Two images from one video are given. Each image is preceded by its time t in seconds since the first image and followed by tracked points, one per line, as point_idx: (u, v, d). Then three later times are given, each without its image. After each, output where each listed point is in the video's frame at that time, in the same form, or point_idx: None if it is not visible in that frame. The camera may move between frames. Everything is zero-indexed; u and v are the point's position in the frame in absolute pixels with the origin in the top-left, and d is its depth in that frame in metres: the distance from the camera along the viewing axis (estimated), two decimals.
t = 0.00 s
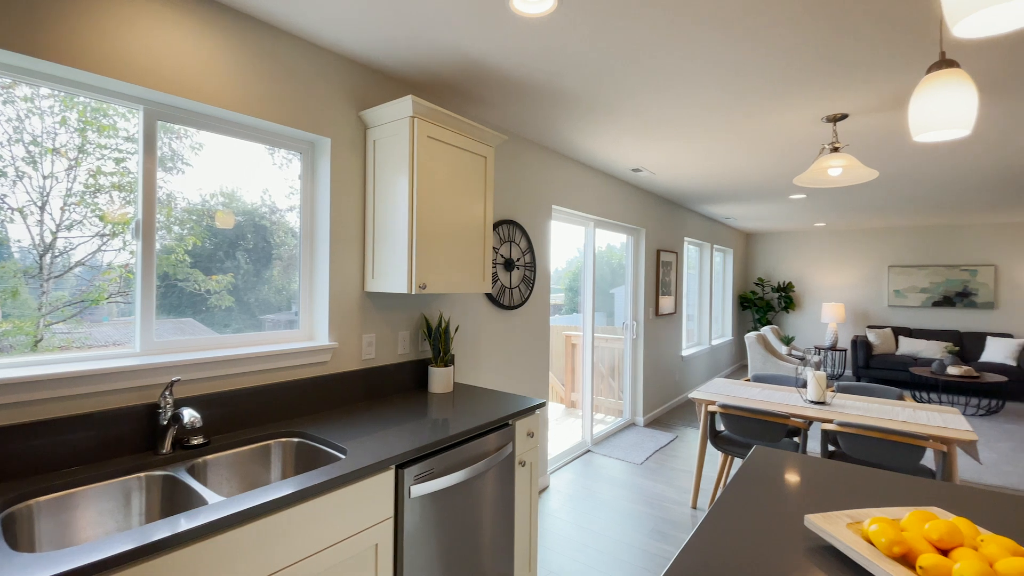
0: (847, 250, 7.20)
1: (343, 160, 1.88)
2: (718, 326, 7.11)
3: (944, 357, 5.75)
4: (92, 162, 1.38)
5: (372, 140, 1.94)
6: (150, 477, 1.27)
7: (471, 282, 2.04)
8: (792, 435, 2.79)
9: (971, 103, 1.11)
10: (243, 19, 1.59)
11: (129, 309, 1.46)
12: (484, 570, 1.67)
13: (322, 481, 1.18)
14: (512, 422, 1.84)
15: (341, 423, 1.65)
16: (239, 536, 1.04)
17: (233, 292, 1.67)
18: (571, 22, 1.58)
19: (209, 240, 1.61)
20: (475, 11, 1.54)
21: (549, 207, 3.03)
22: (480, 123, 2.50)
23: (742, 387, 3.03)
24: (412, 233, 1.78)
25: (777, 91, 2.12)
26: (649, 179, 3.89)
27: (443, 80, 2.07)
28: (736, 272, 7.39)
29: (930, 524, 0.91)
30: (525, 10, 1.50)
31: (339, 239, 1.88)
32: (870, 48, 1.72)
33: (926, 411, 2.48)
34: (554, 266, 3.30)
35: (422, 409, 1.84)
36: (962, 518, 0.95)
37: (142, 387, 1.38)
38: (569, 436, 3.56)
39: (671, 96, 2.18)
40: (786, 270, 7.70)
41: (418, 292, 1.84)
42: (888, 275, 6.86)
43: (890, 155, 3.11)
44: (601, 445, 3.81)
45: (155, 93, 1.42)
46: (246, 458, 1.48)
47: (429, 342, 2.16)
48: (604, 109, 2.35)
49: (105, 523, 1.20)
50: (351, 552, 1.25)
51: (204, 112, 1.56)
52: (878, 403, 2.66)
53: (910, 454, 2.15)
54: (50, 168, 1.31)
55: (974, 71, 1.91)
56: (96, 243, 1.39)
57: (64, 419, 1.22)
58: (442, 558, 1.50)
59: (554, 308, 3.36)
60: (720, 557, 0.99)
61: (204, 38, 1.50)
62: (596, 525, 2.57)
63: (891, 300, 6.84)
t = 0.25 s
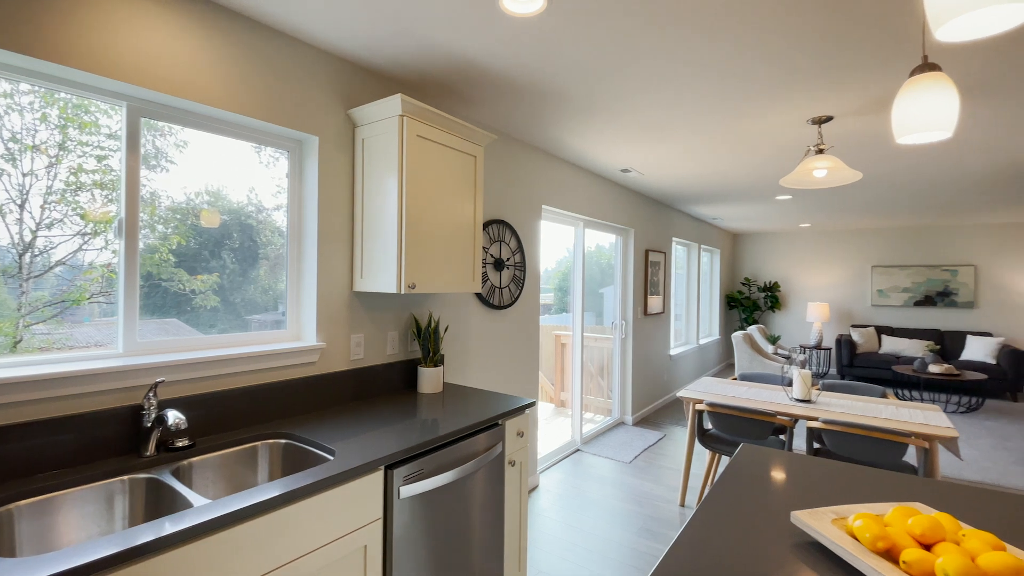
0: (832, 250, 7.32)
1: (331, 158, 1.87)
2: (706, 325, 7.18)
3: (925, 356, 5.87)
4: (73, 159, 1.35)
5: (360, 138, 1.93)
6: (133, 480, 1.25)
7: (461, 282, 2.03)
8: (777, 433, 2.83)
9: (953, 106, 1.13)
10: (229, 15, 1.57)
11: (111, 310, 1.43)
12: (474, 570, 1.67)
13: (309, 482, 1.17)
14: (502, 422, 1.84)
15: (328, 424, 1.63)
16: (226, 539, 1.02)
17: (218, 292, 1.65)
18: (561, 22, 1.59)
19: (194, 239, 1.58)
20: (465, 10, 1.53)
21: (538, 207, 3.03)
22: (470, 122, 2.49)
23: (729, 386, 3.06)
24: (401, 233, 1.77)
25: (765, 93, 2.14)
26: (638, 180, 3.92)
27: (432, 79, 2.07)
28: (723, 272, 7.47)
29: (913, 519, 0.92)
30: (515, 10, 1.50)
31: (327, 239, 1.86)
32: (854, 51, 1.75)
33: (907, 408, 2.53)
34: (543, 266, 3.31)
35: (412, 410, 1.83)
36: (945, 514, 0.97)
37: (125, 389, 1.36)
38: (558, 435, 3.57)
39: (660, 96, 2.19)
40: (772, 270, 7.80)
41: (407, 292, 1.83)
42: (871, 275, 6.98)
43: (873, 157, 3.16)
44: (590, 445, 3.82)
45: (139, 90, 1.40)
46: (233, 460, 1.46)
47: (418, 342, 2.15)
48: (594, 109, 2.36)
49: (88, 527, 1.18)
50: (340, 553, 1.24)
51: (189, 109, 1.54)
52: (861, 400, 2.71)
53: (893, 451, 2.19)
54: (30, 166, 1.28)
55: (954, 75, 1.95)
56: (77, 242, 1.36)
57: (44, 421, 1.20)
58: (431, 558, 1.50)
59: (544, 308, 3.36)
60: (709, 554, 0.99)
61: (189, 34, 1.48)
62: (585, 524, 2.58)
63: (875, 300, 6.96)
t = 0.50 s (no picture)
0: (816, 251, 7.43)
1: (318, 157, 1.85)
2: (693, 325, 7.25)
3: (907, 354, 5.99)
4: (53, 156, 1.32)
5: (348, 137, 1.91)
6: (116, 483, 1.23)
7: (450, 282, 2.03)
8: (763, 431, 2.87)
9: (932, 109, 1.15)
10: (215, 11, 1.55)
11: (92, 310, 1.40)
12: (463, 570, 1.67)
13: (296, 484, 1.16)
14: (491, 422, 1.83)
15: (316, 425, 1.62)
16: (212, 542, 1.01)
17: (203, 291, 1.62)
18: (550, 22, 1.59)
19: (178, 239, 1.56)
20: (454, 9, 1.53)
21: (527, 207, 3.03)
22: (459, 122, 2.49)
23: (716, 384, 3.09)
24: (389, 232, 1.76)
25: (751, 95, 2.17)
26: (627, 180, 3.94)
27: (421, 78, 2.06)
28: (710, 272, 7.55)
29: (895, 514, 0.95)
30: (505, 10, 1.50)
31: (315, 238, 1.84)
32: (838, 54, 1.77)
33: (889, 406, 2.58)
34: (533, 266, 3.31)
35: (401, 410, 1.82)
36: (926, 509, 0.99)
37: (107, 391, 1.33)
38: (548, 435, 3.58)
39: (648, 97, 2.21)
40: (758, 270, 7.90)
41: (396, 291, 1.82)
42: (854, 275, 7.11)
43: (857, 159, 3.22)
44: (579, 444, 3.84)
45: (121, 86, 1.37)
46: (218, 462, 1.44)
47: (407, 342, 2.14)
48: (583, 110, 2.37)
49: (69, 532, 1.15)
50: (328, 555, 1.23)
51: (173, 106, 1.52)
52: (845, 398, 2.76)
53: (875, 447, 2.23)
54: (8, 163, 1.25)
55: (935, 79, 1.99)
56: (57, 241, 1.33)
57: (22, 425, 1.17)
58: (420, 559, 1.49)
59: (533, 308, 3.36)
60: (697, 552, 1.00)
61: (173, 29, 1.45)
62: (574, 523, 2.59)
63: (858, 299, 7.09)
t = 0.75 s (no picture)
0: (801, 251, 7.55)
1: (305, 155, 1.83)
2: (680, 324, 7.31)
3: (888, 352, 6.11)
4: (32, 153, 1.29)
5: (336, 135, 1.89)
6: (98, 487, 1.20)
7: (439, 281, 2.02)
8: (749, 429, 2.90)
9: (910, 111, 1.18)
10: (199, 7, 1.53)
11: (73, 311, 1.37)
12: (452, 570, 1.66)
13: (283, 486, 1.15)
14: (481, 421, 1.83)
15: (303, 426, 1.60)
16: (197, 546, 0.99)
17: (187, 292, 1.60)
18: (540, 22, 1.59)
19: (161, 238, 1.53)
20: (443, 7, 1.52)
21: (517, 207, 3.04)
22: (448, 121, 2.48)
23: (703, 383, 3.13)
24: (377, 232, 1.75)
25: (737, 97, 2.19)
26: (615, 181, 3.96)
27: (410, 76, 2.05)
28: (697, 271, 7.62)
29: (877, 510, 0.97)
30: (494, 9, 1.50)
31: (302, 238, 1.83)
32: (822, 58, 1.80)
33: (872, 403, 2.63)
34: (522, 266, 3.32)
35: (389, 410, 1.81)
36: (907, 504, 1.02)
37: (88, 393, 1.30)
38: (537, 434, 3.59)
39: (636, 98, 2.22)
40: (745, 270, 8.00)
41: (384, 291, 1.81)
42: (838, 275, 7.23)
43: (840, 161, 3.27)
44: (568, 443, 3.85)
45: (103, 82, 1.35)
46: (203, 464, 1.42)
47: (396, 342, 2.13)
48: (572, 110, 2.38)
49: (49, 537, 1.12)
50: (316, 557, 1.22)
51: (156, 103, 1.49)
52: (828, 396, 2.81)
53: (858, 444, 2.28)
54: None
55: (915, 83, 2.03)
56: (36, 239, 1.30)
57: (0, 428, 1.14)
58: (408, 560, 1.48)
59: (522, 308, 3.37)
60: (685, 549, 1.01)
61: (156, 25, 1.43)
62: (563, 522, 2.60)
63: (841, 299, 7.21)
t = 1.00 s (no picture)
0: (786, 251, 7.66)
1: (292, 154, 1.81)
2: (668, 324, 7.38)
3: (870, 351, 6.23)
4: (10, 150, 1.26)
5: (323, 134, 1.88)
6: (80, 491, 1.18)
7: (428, 281, 2.01)
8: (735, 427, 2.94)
9: (893, 114, 1.20)
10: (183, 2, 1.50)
11: (52, 311, 1.34)
12: (441, 571, 1.66)
13: (270, 488, 1.14)
14: (470, 422, 1.83)
15: (290, 427, 1.59)
16: (183, 549, 0.98)
17: (171, 291, 1.57)
18: (529, 22, 1.59)
19: (144, 237, 1.50)
20: (432, 6, 1.52)
21: (506, 207, 3.04)
22: (437, 121, 2.48)
23: (690, 382, 3.16)
24: (366, 231, 1.74)
25: (724, 99, 2.22)
26: (604, 181, 3.98)
27: (398, 75, 2.04)
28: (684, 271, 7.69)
29: (860, 505, 0.98)
30: (483, 8, 1.50)
31: (288, 237, 1.81)
32: (807, 61, 1.83)
33: (854, 401, 2.68)
34: (511, 266, 3.32)
35: (378, 411, 1.80)
36: (888, 499, 1.04)
37: (69, 395, 1.28)
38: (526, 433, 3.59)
39: (625, 99, 2.24)
40: (731, 270, 8.09)
41: (372, 291, 1.80)
42: (822, 275, 7.35)
43: (824, 163, 3.33)
44: (557, 442, 3.86)
45: (84, 78, 1.32)
46: (188, 466, 1.40)
47: (384, 342, 2.11)
48: (561, 110, 2.38)
49: (29, 542, 1.10)
50: (304, 559, 1.21)
51: (139, 99, 1.46)
52: (812, 394, 2.85)
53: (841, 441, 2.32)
54: None
55: (897, 86, 2.07)
56: (14, 238, 1.27)
57: None
58: (397, 561, 1.48)
59: (512, 307, 3.37)
60: (672, 546, 1.02)
61: (139, 20, 1.40)
62: (551, 520, 2.61)
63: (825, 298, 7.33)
